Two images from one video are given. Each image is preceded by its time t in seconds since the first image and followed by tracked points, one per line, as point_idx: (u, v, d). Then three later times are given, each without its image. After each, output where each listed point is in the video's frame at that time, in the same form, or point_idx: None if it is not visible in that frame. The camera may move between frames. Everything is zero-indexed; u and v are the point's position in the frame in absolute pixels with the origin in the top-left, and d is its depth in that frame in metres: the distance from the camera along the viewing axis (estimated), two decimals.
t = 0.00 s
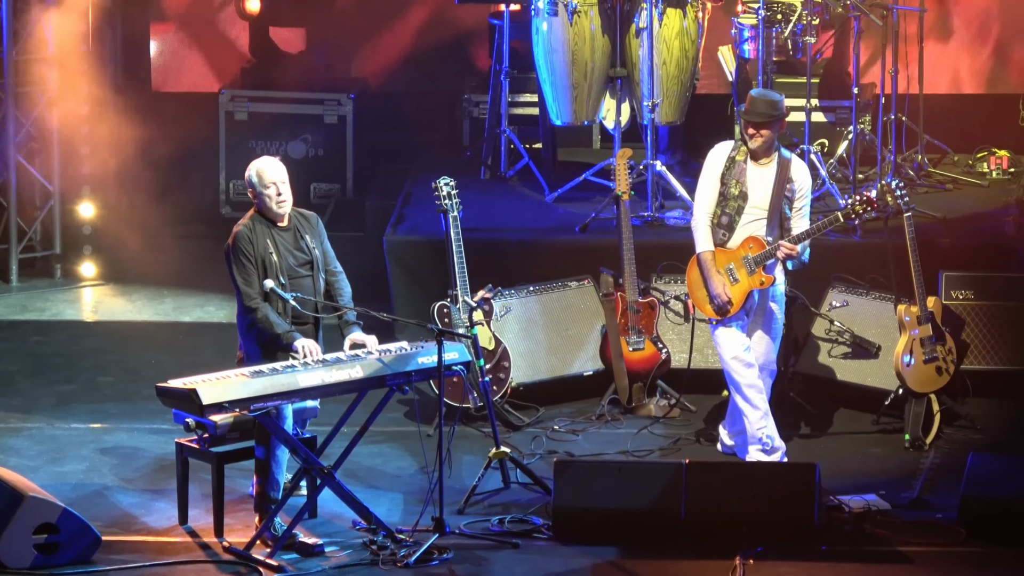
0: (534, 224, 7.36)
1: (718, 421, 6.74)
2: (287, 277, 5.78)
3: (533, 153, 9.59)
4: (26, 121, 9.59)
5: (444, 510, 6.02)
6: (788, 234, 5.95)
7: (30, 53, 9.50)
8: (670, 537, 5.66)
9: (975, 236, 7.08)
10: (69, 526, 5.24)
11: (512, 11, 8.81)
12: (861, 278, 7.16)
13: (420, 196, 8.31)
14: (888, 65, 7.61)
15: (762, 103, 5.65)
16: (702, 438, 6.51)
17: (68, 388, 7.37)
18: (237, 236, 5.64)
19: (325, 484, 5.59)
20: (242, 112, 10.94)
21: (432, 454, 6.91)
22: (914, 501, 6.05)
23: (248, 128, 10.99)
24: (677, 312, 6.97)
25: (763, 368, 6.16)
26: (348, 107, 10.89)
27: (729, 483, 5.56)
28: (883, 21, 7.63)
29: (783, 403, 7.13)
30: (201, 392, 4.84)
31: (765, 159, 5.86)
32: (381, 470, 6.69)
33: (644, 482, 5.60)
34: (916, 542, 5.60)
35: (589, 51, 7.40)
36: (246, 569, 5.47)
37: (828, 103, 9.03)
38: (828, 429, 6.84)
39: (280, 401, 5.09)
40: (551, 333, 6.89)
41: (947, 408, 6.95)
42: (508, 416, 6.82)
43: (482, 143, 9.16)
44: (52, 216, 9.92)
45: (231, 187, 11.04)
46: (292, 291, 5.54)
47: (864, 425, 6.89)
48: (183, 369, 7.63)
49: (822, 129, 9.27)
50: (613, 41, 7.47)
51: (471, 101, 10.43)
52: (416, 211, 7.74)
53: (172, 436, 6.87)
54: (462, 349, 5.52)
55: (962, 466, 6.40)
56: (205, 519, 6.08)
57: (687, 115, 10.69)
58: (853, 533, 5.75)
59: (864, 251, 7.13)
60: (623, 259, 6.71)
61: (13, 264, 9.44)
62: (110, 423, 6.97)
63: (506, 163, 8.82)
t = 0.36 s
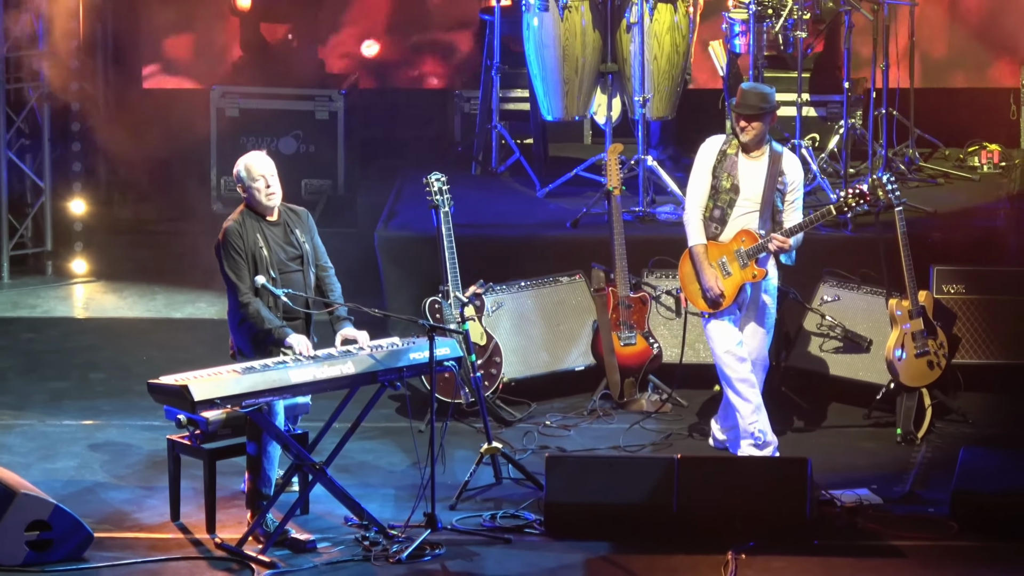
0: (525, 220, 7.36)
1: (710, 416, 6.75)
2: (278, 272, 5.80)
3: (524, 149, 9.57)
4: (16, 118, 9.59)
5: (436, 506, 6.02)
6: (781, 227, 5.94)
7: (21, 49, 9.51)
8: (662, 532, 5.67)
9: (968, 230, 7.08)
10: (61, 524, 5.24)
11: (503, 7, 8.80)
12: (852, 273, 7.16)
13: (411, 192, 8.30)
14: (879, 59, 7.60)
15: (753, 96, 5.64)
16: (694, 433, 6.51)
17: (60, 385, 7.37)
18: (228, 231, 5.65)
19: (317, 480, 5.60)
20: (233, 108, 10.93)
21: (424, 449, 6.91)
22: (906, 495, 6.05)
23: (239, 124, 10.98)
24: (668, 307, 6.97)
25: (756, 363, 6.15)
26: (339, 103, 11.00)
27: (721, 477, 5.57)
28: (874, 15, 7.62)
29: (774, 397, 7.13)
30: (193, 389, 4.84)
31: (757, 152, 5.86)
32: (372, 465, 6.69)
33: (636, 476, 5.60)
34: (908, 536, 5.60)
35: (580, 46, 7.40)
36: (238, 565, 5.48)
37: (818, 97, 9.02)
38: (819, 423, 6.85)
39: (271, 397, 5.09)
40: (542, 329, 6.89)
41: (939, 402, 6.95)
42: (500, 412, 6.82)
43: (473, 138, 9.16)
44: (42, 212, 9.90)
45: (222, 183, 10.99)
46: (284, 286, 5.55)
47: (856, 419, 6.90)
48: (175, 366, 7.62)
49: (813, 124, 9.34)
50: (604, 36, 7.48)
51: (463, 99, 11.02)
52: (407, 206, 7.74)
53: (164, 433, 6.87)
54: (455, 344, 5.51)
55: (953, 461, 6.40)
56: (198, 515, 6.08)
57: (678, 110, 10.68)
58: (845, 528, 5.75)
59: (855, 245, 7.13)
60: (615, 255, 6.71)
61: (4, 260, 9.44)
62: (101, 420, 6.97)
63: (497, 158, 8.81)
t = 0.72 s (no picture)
0: (517, 218, 7.35)
1: (703, 414, 6.75)
2: (270, 270, 5.81)
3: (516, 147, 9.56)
4: (9, 117, 9.58)
5: (429, 505, 6.02)
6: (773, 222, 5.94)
7: (14, 47, 9.51)
8: (655, 530, 5.67)
9: (960, 228, 7.08)
10: (54, 523, 5.24)
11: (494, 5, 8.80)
12: (845, 271, 7.15)
13: (404, 190, 8.30)
14: (870, 57, 7.61)
15: (742, 92, 5.65)
16: (687, 431, 6.52)
17: (53, 384, 7.37)
18: (219, 230, 5.66)
19: (311, 479, 5.60)
20: (225, 107, 10.95)
21: (417, 448, 6.91)
22: (899, 493, 6.05)
23: (230, 124, 10.99)
24: (660, 305, 7.00)
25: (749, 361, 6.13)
26: (331, 102, 11.00)
27: (714, 473, 5.58)
28: (866, 12, 7.61)
29: (767, 396, 7.13)
30: (186, 388, 4.84)
31: (747, 148, 5.88)
32: (365, 464, 6.69)
33: (628, 475, 5.60)
34: (902, 534, 5.60)
35: (572, 45, 7.40)
36: (232, 564, 5.48)
37: (811, 96, 9.08)
38: (813, 421, 6.85)
39: (264, 396, 5.09)
40: (535, 327, 6.90)
41: (931, 400, 6.95)
42: (492, 410, 6.82)
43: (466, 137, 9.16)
44: (36, 211, 9.90)
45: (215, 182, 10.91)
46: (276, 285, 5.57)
47: (849, 417, 6.90)
48: (167, 365, 7.62)
49: (806, 122, 9.34)
50: (595, 34, 7.49)
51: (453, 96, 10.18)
52: (400, 205, 7.74)
53: (157, 432, 6.87)
54: (447, 343, 5.51)
55: (947, 458, 6.40)
56: (191, 515, 6.08)
57: (671, 108, 10.67)
58: (838, 526, 5.75)
59: (847, 243, 7.12)
60: (608, 253, 6.72)
61: None
62: (94, 419, 6.97)
63: (489, 156, 8.81)
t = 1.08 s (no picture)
0: (510, 216, 7.35)
1: (696, 411, 6.75)
2: (262, 268, 5.81)
3: (509, 145, 9.54)
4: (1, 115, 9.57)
5: (421, 502, 6.02)
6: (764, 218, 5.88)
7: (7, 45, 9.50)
8: (647, 528, 5.67)
9: (953, 227, 7.09)
10: (46, 520, 5.25)
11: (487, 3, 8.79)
12: (838, 269, 7.15)
13: (396, 188, 8.30)
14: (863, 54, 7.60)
15: (732, 87, 5.65)
16: (679, 429, 6.52)
17: (45, 381, 7.37)
18: (212, 227, 5.66)
19: (303, 476, 5.60)
20: (219, 104, 10.82)
21: (409, 445, 6.91)
22: (891, 491, 6.05)
23: (224, 121, 10.85)
24: (653, 303, 6.96)
25: (742, 357, 6.12)
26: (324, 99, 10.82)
27: (706, 470, 5.57)
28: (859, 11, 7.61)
29: (759, 393, 7.14)
30: (178, 385, 4.85)
31: (737, 143, 5.87)
32: (358, 462, 6.69)
33: (620, 472, 5.60)
34: (894, 531, 5.60)
35: (565, 42, 7.39)
36: (224, 561, 5.48)
37: (804, 93, 9.19)
38: (805, 419, 6.85)
39: (257, 393, 5.09)
40: (528, 325, 6.88)
41: (924, 398, 6.95)
42: (485, 408, 6.82)
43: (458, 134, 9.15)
44: (28, 209, 9.88)
45: (209, 179, 10.79)
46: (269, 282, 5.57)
47: (842, 414, 6.90)
48: (159, 363, 7.61)
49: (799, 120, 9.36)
50: (589, 32, 7.49)
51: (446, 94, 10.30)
52: (392, 202, 7.73)
53: (149, 429, 6.87)
54: (440, 340, 5.51)
55: (939, 456, 6.40)
56: (183, 512, 6.08)
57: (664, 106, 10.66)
58: (830, 524, 5.76)
59: (839, 241, 7.11)
60: (600, 250, 6.72)
61: None
62: (87, 417, 6.96)
63: (482, 154, 8.80)
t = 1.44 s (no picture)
0: (499, 214, 7.35)
1: (685, 409, 6.76)
2: (251, 265, 5.81)
3: (498, 143, 9.52)
4: None
5: (411, 500, 6.02)
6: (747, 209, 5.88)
7: None
8: (637, 525, 5.67)
9: (942, 224, 7.09)
10: (36, 518, 5.26)
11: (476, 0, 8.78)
12: (827, 266, 7.14)
13: (385, 185, 8.30)
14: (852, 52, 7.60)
15: (715, 79, 5.75)
16: (668, 426, 6.52)
17: (34, 379, 7.37)
18: (201, 224, 5.66)
19: (293, 474, 5.60)
20: (207, 102, 10.88)
21: (399, 443, 6.91)
22: (881, 488, 6.06)
23: (212, 120, 10.92)
24: (643, 300, 6.96)
25: (731, 353, 6.13)
26: (314, 97, 10.91)
27: (695, 468, 5.57)
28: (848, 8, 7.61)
29: (749, 390, 7.14)
30: (168, 383, 4.85)
31: (720, 136, 5.95)
32: (347, 459, 6.69)
33: (609, 469, 5.61)
34: (883, 529, 5.61)
35: (554, 40, 7.40)
36: (213, 559, 5.49)
37: (793, 91, 9.23)
38: (795, 416, 6.85)
39: (246, 391, 5.10)
40: (518, 323, 6.87)
41: (913, 395, 6.94)
42: (474, 405, 6.82)
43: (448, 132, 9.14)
44: (17, 207, 9.86)
45: (198, 178, 10.93)
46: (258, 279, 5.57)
47: (830, 412, 6.90)
48: (149, 360, 7.61)
49: (788, 118, 9.42)
50: (578, 30, 7.49)
51: (435, 92, 10.30)
52: (382, 200, 7.73)
53: (139, 427, 6.87)
54: (429, 338, 5.51)
55: (928, 453, 6.41)
56: (173, 510, 6.09)
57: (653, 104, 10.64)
58: (819, 521, 5.76)
59: (828, 238, 7.12)
60: (589, 248, 6.71)
61: None
62: (76, 414, 6.97)
63: (472, 152, 8.80)
